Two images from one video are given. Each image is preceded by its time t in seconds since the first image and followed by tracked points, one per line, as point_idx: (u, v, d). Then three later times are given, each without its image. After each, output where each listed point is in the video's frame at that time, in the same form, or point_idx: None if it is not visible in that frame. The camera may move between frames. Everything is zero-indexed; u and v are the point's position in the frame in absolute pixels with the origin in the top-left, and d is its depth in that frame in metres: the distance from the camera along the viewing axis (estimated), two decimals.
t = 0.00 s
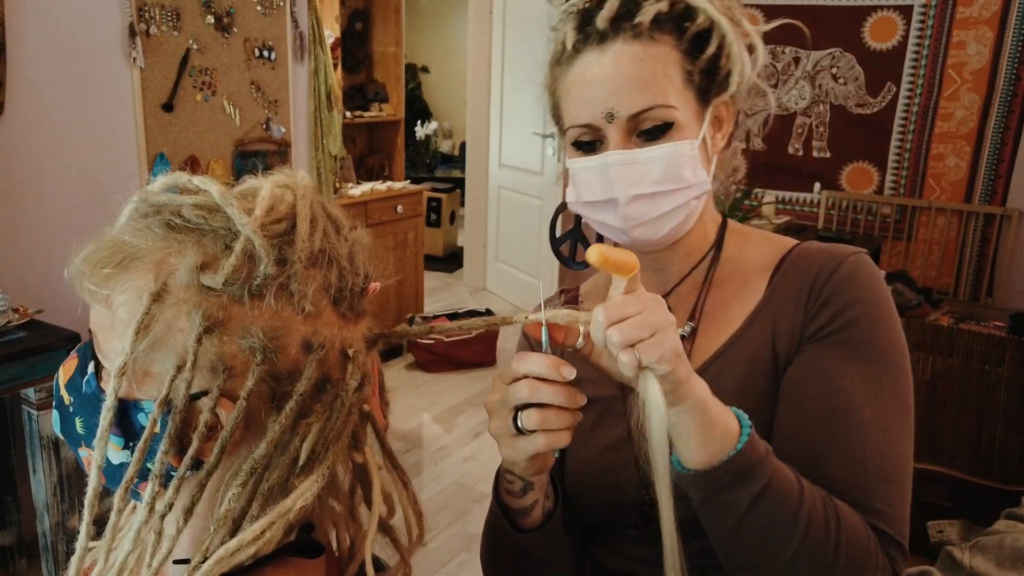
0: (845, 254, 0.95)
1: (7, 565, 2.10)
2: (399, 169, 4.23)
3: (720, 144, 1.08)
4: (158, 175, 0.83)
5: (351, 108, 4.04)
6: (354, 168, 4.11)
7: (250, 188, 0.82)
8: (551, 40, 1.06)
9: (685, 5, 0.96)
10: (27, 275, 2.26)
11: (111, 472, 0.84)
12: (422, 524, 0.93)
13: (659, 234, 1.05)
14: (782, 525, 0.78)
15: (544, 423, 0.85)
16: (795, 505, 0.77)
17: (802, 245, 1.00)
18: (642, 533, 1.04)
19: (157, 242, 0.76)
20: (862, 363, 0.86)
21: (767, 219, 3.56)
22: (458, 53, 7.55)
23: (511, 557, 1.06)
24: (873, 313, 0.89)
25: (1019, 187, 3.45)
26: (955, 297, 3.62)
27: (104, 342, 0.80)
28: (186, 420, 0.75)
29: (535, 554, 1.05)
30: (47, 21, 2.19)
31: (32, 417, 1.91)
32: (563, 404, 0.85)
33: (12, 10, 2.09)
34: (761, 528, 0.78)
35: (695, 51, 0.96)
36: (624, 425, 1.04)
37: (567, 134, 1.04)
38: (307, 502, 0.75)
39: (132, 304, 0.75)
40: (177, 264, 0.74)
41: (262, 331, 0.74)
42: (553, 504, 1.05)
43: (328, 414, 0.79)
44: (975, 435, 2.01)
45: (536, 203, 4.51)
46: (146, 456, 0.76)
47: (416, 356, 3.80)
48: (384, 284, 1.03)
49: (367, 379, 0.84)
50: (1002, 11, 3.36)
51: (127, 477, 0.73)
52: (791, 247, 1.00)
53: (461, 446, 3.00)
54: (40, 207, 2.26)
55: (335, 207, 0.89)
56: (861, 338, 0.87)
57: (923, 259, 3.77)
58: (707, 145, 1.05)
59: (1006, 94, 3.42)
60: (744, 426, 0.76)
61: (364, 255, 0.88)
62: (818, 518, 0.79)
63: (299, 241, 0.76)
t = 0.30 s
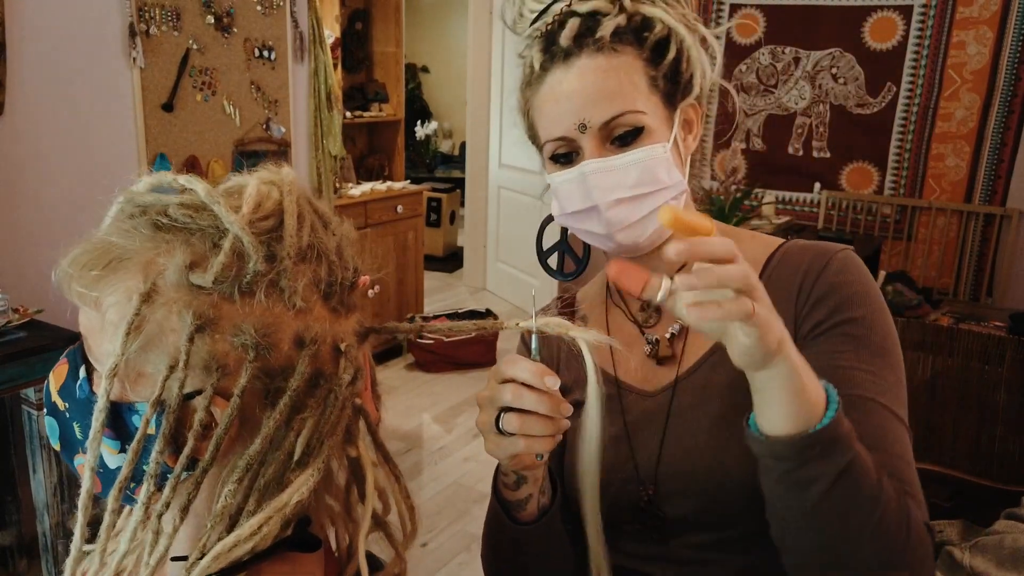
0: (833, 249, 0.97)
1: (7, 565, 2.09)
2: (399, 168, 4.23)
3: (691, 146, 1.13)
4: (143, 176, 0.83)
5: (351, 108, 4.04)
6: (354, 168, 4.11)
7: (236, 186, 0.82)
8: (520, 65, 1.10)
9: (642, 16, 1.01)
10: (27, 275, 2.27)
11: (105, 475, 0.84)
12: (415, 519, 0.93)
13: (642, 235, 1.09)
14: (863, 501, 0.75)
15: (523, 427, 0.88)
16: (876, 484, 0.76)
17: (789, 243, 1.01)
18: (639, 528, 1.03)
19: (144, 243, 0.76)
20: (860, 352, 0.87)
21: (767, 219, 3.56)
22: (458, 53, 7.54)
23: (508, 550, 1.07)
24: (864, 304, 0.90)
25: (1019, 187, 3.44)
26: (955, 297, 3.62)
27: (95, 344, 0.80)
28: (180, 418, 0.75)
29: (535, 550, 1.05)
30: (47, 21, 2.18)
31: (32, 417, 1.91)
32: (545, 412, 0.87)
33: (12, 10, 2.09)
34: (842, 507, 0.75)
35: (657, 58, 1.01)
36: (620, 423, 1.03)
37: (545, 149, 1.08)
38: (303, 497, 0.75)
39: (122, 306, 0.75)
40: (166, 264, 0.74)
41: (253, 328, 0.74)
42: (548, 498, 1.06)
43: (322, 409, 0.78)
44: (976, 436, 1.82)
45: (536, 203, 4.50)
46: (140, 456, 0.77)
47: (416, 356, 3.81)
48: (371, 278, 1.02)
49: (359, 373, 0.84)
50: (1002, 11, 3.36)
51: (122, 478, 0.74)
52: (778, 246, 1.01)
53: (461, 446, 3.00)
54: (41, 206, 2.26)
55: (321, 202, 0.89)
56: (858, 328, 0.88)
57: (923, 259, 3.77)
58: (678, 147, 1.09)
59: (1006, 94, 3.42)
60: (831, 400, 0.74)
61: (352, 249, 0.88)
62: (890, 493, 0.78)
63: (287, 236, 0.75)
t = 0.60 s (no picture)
0: (829, 242, 1.00)
1: (7, 566, 2.09)
2: (399, 168, 4.23)
3: (691, 144, 1.14)
4: (153, 175, 0.83)
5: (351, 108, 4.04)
6: (354, 168, 4.11)
7: (246, 187, 0.82)
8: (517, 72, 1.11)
9: (638, 18, 1.01)
10: (26, 274, 2.26)
11: (110, 473, 0.84)
12: (419, 521, 0.94)
13: (648, 233, 1.11)
14: (853, 472, 0.72)
15: (526, 431, 0.88)
16: (870, 449, 0.72)
17: (788, 241, 1.04)
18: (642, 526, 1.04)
19: (154, 242, 0.76)
20: (857, 325, 0.88)
21: (767, 219, 3.57)
22: (458, 53, 7.55)
23: (513, 550, 1.07)
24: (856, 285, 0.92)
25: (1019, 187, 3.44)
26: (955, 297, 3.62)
27: (101, 342, 0.80)
28: (185, 417, 0.75)
29: (539, 550, 1.05)
30: (48, 21, 2.18)
31: (32, 417, 1.91)
32: (547, 417, 0.87)
33: (12, 11, 2.09)
34: (835, 478, 0.72)
35: (654, 59, 1.01)
36: (623, 423, 1.04)
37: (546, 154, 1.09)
38: (306, 499, 0.76)
39: (130, 303, 0.75)
40: (175, 263, 0.74)
41: (260, 328, 0.74)
42: (553, 500, 1.06)
43: (326, 411, 0.78)
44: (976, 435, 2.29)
45: (536, 202, 4.50)
46: (146, 454, 0.76)
47: (416, 355, 3.81)
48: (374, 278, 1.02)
49: (365, 377, 0.83)
50: (1002, 11, 3.36)
51: (127, 476, 0.74)
52: (776, 244, 1.04)
53: (461, 445, 3.00)
54: (41, 205, 2.26)
55: (330, 206, 0.89)
56: (852, 305, 0.90)
57: (923, 258, 3.77)
58: (678, 147, 1.11)
59: (1006, 94, 3.42)
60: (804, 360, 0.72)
61: (358, 253, 0.88)
62: (888, 455, 0.74)
63: (296, 237, 0.75)
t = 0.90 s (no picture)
0: (836, 242, 1.01)
1: (7, 565, 2.09)
2: (398, 168, 4.23)
3: (698, 144, 1.14)
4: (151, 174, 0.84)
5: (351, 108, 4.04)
6: (354, 168, 4.11)
7: (241, 186, 0.82)
8: (523, 70, 1.11)
9: (644, 17, 1.01)
10: (25, 275, 2.26)
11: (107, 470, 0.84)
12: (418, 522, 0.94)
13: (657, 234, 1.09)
14: (857, 458, 0.72)
15: (524, 424, 0.88)
16: (872, 437, 0.72)
17: (796, 240, 1.04)
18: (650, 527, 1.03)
19: (147, 239, 0.76)
20: (863, 324, 0.88)
21: (767, 219, 3.57)
22: (458, 53, 7.55)
23: (513, 544, 1.07)
24: (861, 283, 0.92)
25: (1019, 187, 3.44)
26: (955, 297, 3.62)
27: (97, 340, 0.80)
28: (177, 415, 0.75)
29: (540, 548, 1.05)
30: (48, 21, 2.18)
31: (32, 417, 1.91)
32: (546, 409, 0.87)
33: (12, 12, 2.09)
34: (836, 466, 0.72)
35: (661, 60, 1.01)
36: (629, 422, 1.04)
37: (554, 156, 1.07)
38: (299, 499, 0.75)
39: (123, 301, 0.75)
40: (167, 260, 0.74)
41: (251, 326, 0.74)
42: (555, 497, 1.07)
43: (319, 409, 0.78)
44: (977, 434, 2.30)
45: (536, 202, 4.50)
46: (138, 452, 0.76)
47: (416, 355, 3.80)
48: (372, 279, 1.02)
49: (359, 375, 0.83)
50: (1002, 11, 3.36)
51: (118, 474, 0.73)
52: (783, 244, 1.05)
53: (461, 445, 3.00)
54: (41, 205, 2.26)
55: (325, 204, 0.88)
56: (859, 304, 0.90)
57: (923, 258, 3.77)
58: (686, 147, 1.10)
59: (1006, 94, 3.41)
60: (805, 346, 0.72)
61: (354, 251, 0.88)
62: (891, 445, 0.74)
63: (288, 235, 0.75)
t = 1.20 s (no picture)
0: (841, 245, 1.00)
1: (8, 565, 2.09)
2: (399, 168, 4.23)
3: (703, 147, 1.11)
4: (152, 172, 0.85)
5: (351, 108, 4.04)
6: (354, 168, 4.11)
7: (239, 185, 0.82)
8: (524, 70, 1.11)
9: (647, 16, 1.01)
10: (26, 275, 2.26)
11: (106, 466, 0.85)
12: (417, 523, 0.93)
13: (658, 237, 1.07)
14: (897, 434, 0.76)
15: (523, 421, 0.88)
16: (911, 422, 0.76)
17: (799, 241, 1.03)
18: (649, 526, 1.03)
19: (146, 237, 0.78)
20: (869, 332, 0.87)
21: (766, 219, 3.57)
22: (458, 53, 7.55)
23: (514, 543, 1.07)
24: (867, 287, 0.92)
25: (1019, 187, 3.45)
26: (955, 297, 3.62)
27: (96, 336, 0.80)
28: (171, 411, 0.74)
29: (541, 548, 1.05)
30: (48, 21, 2.19)
31: (32, 417, 1.91)
32: (544, 408, 0.87)
33: (12, 13, 2.10)
34: (876, 438, 0.75)
35: (663, 60, 1.01)
36: (629, 421, 1.04)
37: (556, 157, 1.09)
38: (294, 497, 0.75)
39: (120, 297, 0.76)
40: (164, 257, 0.75)
41: (245, 322, 0.74)
42: (554, 493, 1.07)
43: (315, 406, 0.78)
44: (977, 435, 2.30)
45: (536, 202, 4.51)
46: (134, 448, 0.76)
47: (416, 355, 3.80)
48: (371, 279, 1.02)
49: (357, 374, 0.83)
50: (1002, 11, 3.36)
51: (112, 468, 0.74)
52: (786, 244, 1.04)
53: (461, 445, 3.00)
54: (42, 205, 2.26)
55: (325, 202, 0.89)
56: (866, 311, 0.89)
57: (923, 258, 3.77)
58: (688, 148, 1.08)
59: (1006, 94, 3.41)
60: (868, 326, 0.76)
61: (353, 249, 0.88)
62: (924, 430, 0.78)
63: (283, 232, 0.76)
